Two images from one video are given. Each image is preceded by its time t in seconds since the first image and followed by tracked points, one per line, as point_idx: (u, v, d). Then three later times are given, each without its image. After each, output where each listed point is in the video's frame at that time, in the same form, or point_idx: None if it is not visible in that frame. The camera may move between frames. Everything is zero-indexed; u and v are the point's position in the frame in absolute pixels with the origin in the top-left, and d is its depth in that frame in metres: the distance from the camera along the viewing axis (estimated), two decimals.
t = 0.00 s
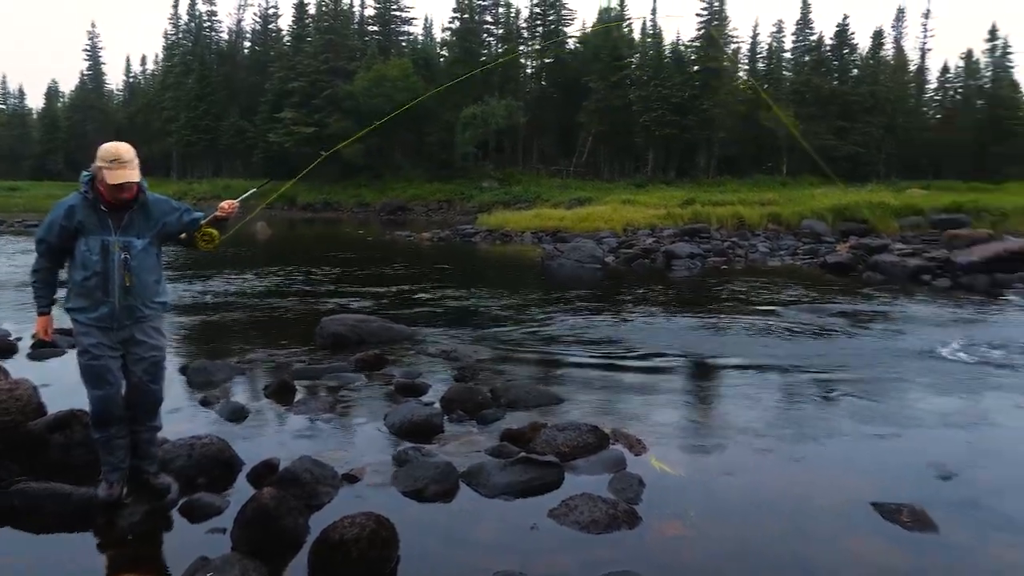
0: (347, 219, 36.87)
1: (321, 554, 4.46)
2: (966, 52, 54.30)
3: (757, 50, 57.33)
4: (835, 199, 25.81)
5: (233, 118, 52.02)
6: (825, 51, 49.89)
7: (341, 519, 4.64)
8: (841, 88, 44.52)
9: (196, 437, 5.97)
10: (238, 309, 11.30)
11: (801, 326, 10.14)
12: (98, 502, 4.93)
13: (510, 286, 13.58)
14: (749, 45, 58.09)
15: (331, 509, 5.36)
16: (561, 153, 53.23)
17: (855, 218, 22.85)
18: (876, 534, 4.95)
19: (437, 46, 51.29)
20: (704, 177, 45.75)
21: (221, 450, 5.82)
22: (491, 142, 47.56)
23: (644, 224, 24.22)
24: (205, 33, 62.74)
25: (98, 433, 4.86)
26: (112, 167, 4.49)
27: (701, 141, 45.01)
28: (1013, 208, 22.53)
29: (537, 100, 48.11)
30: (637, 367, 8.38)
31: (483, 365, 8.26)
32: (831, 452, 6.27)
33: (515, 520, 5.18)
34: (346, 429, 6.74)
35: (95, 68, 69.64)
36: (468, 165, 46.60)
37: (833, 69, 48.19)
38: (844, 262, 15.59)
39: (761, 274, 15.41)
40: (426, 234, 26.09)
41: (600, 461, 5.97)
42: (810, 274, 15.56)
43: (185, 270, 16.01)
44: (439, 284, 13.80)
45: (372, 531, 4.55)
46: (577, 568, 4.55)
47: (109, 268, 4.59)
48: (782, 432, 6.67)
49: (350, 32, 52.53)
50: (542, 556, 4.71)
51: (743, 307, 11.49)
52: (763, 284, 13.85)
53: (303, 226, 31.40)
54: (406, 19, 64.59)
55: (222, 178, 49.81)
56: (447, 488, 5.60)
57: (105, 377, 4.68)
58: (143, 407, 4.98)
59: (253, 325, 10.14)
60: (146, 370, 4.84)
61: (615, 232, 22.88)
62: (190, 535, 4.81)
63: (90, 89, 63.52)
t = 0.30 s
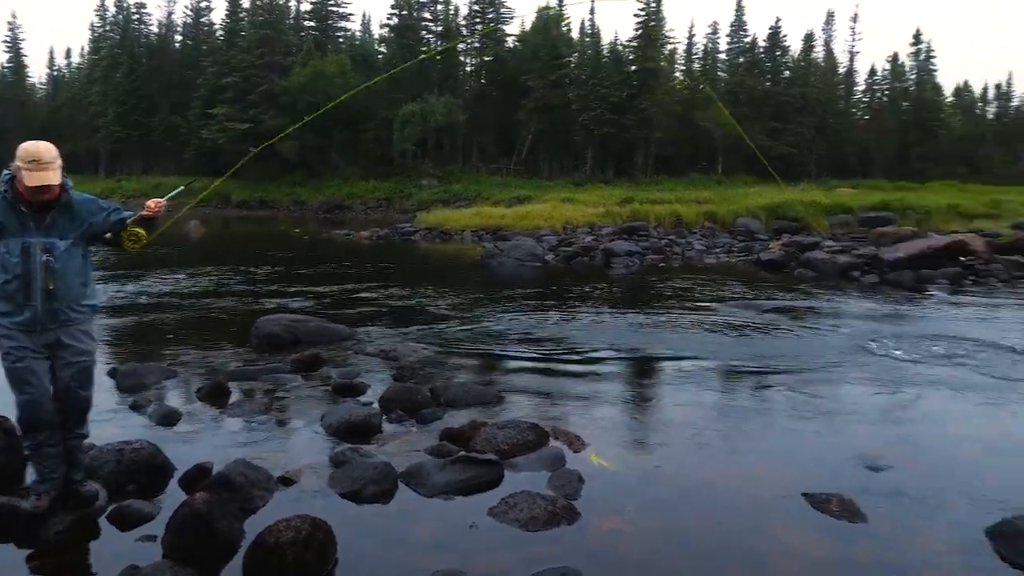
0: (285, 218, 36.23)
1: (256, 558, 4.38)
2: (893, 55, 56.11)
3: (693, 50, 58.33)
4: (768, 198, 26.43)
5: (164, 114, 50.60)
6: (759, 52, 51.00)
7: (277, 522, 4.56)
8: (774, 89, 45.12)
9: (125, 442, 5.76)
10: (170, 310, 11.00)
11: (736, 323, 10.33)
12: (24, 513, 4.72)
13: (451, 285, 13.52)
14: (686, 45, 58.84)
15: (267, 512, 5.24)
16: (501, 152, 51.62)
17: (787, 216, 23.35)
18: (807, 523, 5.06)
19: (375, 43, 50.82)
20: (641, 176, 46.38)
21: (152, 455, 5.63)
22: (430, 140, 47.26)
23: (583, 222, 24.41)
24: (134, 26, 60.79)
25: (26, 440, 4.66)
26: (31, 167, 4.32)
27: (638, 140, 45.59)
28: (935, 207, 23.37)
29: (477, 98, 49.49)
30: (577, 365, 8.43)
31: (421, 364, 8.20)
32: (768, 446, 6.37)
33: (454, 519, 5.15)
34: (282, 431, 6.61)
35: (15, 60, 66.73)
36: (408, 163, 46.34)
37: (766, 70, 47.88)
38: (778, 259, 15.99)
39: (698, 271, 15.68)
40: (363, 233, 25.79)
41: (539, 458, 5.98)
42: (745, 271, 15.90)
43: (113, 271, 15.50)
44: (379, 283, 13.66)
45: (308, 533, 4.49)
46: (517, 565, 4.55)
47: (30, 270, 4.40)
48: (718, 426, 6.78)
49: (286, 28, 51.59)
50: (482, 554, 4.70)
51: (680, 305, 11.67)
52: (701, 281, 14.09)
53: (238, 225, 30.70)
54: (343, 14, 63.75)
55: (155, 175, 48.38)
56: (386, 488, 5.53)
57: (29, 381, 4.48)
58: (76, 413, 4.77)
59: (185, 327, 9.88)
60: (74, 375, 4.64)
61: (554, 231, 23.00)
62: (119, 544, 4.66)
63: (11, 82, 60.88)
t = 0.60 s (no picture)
0: (228, 216, 35.63)
1: (198, 565, 4.32)
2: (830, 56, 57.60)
3: (638, 48, 58.92)
4: (710, 196, 26.93)
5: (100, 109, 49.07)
6: (702, 52, 51.89)
7: (220, 528, 4.49)
8: (716, 89, 46.14)
9: (59, 449, 5.58)
10: (105, 311, 10.68)
11: (681, 318, 10.50)
12: None
13: (398, 284, 13.43)
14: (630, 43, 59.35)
15: (210, 517, 5.13)
16: (447, 150, 51.50)
17: (730, 213, 23.80)
18: (750, 515, 5.15)
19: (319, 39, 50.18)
20: (588, 174, 46.84)
21: (88, 462, 5.46)
22: (376, 137, 46.86)
23: (530, 220, 24.53)
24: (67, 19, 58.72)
25: None
26: None
27: (584, 138, 45.99)
28: (871, 203, 24.10)
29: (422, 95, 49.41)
30: (525, 362, 8.45)
31: (368, 364, 8.14)
32: (710, 440, 6.48)
33: (402, 519, 5.12)
34: (225, 434, 6.49)
35: None
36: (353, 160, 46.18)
37: (709, 70, 49.09)
38: (721, 256, 16.31)
39: (644, 268, 15.89)
40: (309, 231, 25.46)
41: (487, 456, 5.96)
42: (691, 268, 16.18)
43: (47, 271, 15.00)
44: (325, 282, 13.49)
45: (251, 538, 4.43)
46: (466, 564, 4.54)
47: None
48: (664, 421, 6.86)
49: (227, 23, 50.54)
50: (430, 554, 4.67)
51: (626, 301, 11.80)
52: (648, 278, 14.26)
53: (180, 224, 30.03)
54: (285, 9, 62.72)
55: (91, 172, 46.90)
56: (333, 489, 5.47)
57: None
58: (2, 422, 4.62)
59: (123, 328, 9.61)
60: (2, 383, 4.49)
61: (502, 228, 23.06)
62: (53, 554, 4.52)
63: None
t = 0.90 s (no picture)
0: (183, 216, 35.00)
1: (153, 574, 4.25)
2: (785, 56, 58.50)
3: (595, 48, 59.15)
4: (668, 195, 27.22)
5: (49, 107, 47.77)
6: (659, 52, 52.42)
7: (176, 535, 4.43)
8: (673, 89, 46.58)
9: (8, 456, 5.43)
10: (56, 314, 10.43)
11: (642, 316, 10.61)
12: None
13: (358, 284, 13.32)
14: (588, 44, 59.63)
15: (165, 523, 5.04)
16: (407, 149, 50.99)
17: (688, 212, 24.03)
18: (709, 510, 5.21)
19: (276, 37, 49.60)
20: (547, 173, 46.97)
21: (38, 469, 5.32)
22: (334, 136, 46.51)
23: (490, 219, 24.54)
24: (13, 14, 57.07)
25: None
26: None
27: (543, 138, 46.12)
28: (825, 202, 24.56)
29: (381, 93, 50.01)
30: (486, 362, 8.44)
31: (327, 365, 8.05)
32: (670, 436, 6.54)
33: (363, 522, 5.07)
34: (181, 438, 6.37)
35: None
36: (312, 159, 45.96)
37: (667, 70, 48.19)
38: (680, 253, 16.48)
39: (603, 267, 16.01)
40: (266, 231, 25.13)
41: (448, 456, 5.94)
42: (650, 266, 16.34)
43: None
44: (285, 283, 13.33)
45: (208, 544, 4.37)
46: (427, 566, 4.51)
47: None
48: (625, 419, 6.91)
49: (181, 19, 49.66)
50: (391, 556, 4.64)
51: (587, 300, 11.88)
52: (610, 277, 14.35)
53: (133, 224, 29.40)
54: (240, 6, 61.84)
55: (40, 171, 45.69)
56: (291, 493, 5.40)
57: None
58: None
59: (74, 332, 9.37)
60: None
61: (462, 228, 23.03)
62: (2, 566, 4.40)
63: None
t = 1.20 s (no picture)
0: (143, 217, 34.38)
1: None
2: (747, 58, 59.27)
3: (559, 49, 59.51)
4: (633, 195, 27.39)
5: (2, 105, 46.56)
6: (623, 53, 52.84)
7: (134, 542, 4.37)
8: (637, 90, 47.00)
9: None
10: (11, 318, 10.19)
11: (608, 316, 10.66)
12: None
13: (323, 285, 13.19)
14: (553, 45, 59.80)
15: (124, 529, 4.95)
16: (370, 149, 51.20)
17: (651, 212, 24.20)
18: (675, 508, 5.25)
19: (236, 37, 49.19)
20: (513, 173, 47.04)
21: None
22: (297, 136, 46.15)
23: (454, 219, 24.50)
24: None
25: None
26: None
27: (508, 138, 46.21)
28: (786, 202, 24.94)
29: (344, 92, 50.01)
30: (452, 364, 8.41)
31: (290, 367, 7.97)
32: (635, 436, 6.58)
33: (327, 525, 5.03)
34: (139, 443, 6.25)
35: None
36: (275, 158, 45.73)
37: (631, 70, 48.35)
38: (644, 253, 16.63)
39: (568, 267, 16.08)
40: (228, 232, 24.78)
41: (414, 457, 5.92)
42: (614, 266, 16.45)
43: None
44: (250, 285, 13.16)
45: (167, 551, 4.32)
46: (394, 569, 4.48)
47: None
48: (591, 419, 6.93)
49: (138, 17, 48.85)
50: (356, 559, 4.61)
51: (553, 300, 11.93)
52: (575, 277, 14.39)
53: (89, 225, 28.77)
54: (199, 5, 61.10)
55: None
56: (254, 497, 5.33)
57: None
58: None
59: (28, 336, 9.14)
60: None
61: (427, 228, 22.97)
62: None
63: None
